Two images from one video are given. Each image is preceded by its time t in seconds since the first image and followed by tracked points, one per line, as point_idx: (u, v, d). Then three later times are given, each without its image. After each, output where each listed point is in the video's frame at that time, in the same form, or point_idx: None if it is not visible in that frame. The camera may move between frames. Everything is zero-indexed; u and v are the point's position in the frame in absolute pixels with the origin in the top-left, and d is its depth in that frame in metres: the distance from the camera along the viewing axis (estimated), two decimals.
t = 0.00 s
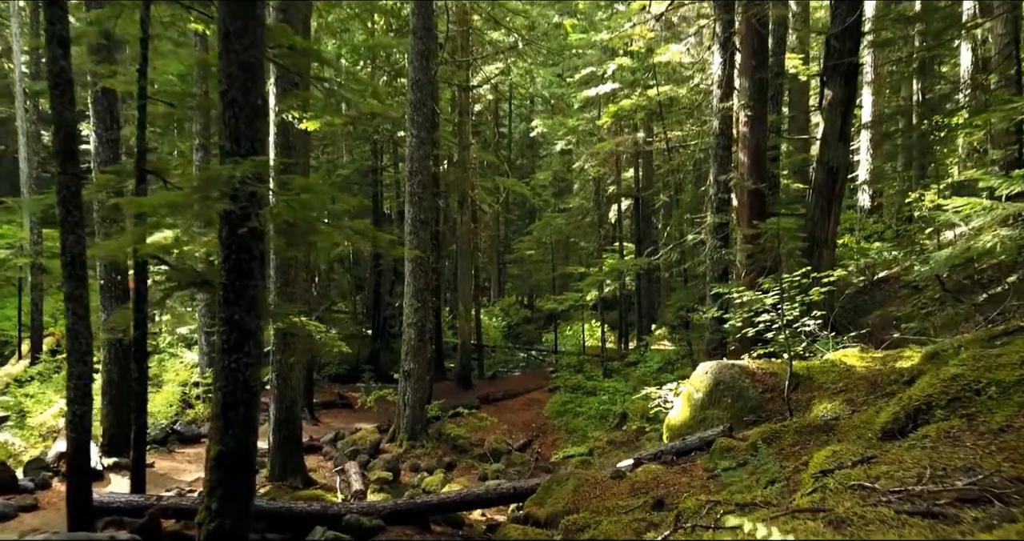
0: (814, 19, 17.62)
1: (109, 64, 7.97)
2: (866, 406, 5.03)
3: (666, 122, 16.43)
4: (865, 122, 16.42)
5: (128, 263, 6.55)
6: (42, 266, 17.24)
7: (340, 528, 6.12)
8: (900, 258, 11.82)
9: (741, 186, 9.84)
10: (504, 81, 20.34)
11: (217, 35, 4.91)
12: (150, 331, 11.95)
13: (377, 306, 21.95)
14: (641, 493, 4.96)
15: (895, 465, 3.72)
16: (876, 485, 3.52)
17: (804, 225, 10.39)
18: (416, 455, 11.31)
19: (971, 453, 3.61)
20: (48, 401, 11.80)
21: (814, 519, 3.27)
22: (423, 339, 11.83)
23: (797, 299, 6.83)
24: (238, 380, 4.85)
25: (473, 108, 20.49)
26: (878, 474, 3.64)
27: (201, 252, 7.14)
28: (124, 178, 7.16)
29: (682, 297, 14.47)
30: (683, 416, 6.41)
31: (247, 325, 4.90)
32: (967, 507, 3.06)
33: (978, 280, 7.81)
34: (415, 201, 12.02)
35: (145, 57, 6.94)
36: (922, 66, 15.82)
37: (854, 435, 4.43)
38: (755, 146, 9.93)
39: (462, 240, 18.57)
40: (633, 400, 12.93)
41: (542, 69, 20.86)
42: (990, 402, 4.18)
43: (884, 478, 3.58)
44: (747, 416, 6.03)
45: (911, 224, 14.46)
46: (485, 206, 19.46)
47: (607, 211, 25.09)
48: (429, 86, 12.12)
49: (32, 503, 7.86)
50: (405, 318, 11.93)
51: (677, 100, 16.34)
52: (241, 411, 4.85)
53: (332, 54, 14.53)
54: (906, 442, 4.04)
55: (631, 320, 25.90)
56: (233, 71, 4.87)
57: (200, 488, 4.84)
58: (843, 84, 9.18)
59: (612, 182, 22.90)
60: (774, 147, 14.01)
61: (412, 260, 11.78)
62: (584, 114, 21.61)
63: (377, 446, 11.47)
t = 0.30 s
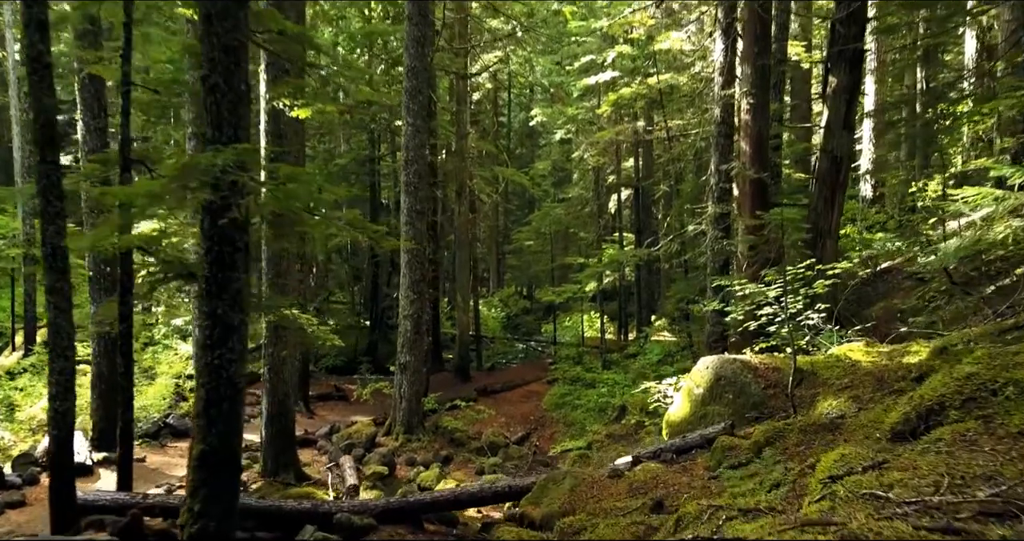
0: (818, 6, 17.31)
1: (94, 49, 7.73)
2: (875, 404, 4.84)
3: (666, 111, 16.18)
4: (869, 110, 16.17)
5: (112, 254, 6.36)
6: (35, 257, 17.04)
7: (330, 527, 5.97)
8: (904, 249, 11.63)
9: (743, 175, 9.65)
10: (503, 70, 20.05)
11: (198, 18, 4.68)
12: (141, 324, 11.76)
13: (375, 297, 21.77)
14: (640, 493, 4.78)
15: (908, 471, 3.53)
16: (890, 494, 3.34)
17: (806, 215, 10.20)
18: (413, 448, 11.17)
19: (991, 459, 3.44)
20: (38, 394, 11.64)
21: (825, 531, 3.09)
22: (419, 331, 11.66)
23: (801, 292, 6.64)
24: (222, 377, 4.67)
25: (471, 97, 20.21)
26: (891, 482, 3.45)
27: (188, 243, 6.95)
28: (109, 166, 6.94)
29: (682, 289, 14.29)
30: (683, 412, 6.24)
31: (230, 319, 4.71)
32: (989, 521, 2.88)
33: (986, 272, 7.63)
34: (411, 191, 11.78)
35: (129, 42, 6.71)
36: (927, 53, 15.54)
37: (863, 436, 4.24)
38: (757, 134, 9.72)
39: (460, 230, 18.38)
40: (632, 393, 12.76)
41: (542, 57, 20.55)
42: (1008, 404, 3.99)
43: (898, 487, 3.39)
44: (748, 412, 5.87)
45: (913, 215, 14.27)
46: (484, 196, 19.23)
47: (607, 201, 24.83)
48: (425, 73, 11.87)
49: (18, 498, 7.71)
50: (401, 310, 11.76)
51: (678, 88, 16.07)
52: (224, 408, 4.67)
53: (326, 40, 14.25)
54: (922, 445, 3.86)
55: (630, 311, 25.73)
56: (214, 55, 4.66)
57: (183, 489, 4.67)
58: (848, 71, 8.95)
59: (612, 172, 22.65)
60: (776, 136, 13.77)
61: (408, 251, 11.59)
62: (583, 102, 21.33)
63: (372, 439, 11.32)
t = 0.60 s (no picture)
0: None
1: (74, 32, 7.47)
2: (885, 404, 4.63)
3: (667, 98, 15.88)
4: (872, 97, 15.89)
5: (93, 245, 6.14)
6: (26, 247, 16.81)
7: (319, 527, 5.78)
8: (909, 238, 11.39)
9: (745, 163, 9.41)
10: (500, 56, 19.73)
11: None
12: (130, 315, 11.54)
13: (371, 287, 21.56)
14: (638, 496, 4.58)
15: (927, 482, 3.31)
16: (909, 507, 3.12)
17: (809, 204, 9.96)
18: (408, 441, 11.00)
19: (1016, 470, 3.22)
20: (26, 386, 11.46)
21: None
22: (414, 322, 11.46)
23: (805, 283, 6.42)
24: (200, 374, 4.45)
25: (468, 83, 19.91)
26: (909, 494, 3.22)
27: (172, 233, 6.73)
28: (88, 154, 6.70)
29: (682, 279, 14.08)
30: (683, 407, 6.05)
31: (209, 314, 4.49)
32: None
33: (996, 263, 7.41)
34: (405, 179, 11.53)
35: (108, 24, 6.44)
36: (933, 38, 15.25)
37: (874, 439, 4.03)
38: (759, 121, 9.47)
39: (457, 219, 18.13)
40: (631, 385, 12.58)
41: (540, 43, 20.23)
42: None
43: (917, 499, 3.18)
44: (751, 409, 5.67)
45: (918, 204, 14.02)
46: (482, 185, 18.97)
47: (606, 189, 24.56)
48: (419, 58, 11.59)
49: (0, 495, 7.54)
50: (396, 300, 11.57)
51: (679, 75, 15.78)
52: (205, 406, 4.46)
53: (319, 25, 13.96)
54: (940, 451, 3.65)
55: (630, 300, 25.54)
56: (190, 36, 4.42)
57: (161, 490, 4.47)
58: (853, 55, 8.70)
59: (611, 160, 22.37)
60: (778, 123, 13.50)
61: (403, 241, 11.37)
62: (582, 89, 21.03)
63: (367, 432, 11.14)
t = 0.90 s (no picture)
0: None
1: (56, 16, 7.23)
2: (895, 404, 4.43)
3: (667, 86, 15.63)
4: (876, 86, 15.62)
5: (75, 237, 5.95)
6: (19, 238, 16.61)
7: (308, 527, 5.61)
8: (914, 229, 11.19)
9: (748, 152, 9.19)
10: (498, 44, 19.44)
11: None
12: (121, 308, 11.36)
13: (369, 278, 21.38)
14: (637, 498, 4.42)
15: (945, 491, 3.11)
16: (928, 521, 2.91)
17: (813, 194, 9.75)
18: (404, 435, 10.84)
19: None
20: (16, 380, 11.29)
21: None
22: (410, 314, 11.28)
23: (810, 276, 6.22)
24: (181, 372, 4.27)
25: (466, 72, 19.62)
26: (929, 508, 2.98)
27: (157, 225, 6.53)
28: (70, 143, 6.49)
29: (683, 270, 13.89)
30: (684, 404, 5.88)
31: (190, 310, 4.30)
32: None
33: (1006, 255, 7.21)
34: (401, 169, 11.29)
35: (90, 8, 6.21)
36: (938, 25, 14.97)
37: (886, 442, 3.83)
38: (763, 110, 9.25)
39: (454, 209, 17.91)
40: (631, 378, 12.40)
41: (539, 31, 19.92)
42: None
43: (934, 511, 2.98)
44: (754, 406, 5.48)
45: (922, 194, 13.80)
46: (480, 175, 18.73)
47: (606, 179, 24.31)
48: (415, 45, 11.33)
49: None
50: (392, 292, 11.38)
51: (680, 63, 15.51)
52: (185, 408, 4.28)
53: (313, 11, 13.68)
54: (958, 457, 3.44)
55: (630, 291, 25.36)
56: (168, 19, 4.20)
57: (141, 493, 4.30)
58: (859, 41, 8.46)
59: (611, 149, 22.11)
60: (781, 112, 13.25)
61: (398, 232, 11.15)
62: (581, 78, 20.75)
63: (362, 426, 10.98)
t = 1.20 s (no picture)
0: None
1: None
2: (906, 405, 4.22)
3: (668, 75, 15.38)
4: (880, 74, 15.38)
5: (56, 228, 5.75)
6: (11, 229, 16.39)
7: (297, 527, 5.45)
8: (919, 220, 10.99)
9: (750, 142, 8.99)
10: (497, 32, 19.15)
11: None
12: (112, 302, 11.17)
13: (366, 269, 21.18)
14: (637, 501, 4.25)
15: (968, 506, 2.85)
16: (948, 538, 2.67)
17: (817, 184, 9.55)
18: (399, 430, 10.69)
19: None
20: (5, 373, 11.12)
21: None
22: (406, 307, 11.10)
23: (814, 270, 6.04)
24: (160, 371, 4.09)
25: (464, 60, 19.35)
26: (950, 523, 2.71)
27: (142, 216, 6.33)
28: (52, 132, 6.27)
29: (683, 262, 13.70)
30: (685, 401, 5.73)
31: (170, 306, 4.11)
32: None
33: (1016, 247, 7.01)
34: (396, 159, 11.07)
35: None
36: (944, 12, 14.71)
37: (900, 446, 3.63)
38: (766, 98, 9.04)
39: (452, 200, 17.69)
40: (631, 371, 12.24)
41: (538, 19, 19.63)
42: None
43: (955, 526, 2.73)
44: (756, 403, 5.32)
45: (926, 184, 13.60)
46: (478, 165, 18.50)
47: (606, 169, 24.07)
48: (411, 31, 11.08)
49: None
50: (387, 285, 11.20)
51: (681, 51, 15.26)
52: (164, 407, 4.10)
53: None
54: (977, 465, 3.21)
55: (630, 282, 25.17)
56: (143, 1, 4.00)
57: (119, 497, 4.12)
58: (865, 27, 8.24)
59: (611, 138, 21.86)
60: (784, 101, 13.01)
61: (393, 223, 10.96)
62: (581, 67, 20.47)
63: (357, 420, 10.82)
